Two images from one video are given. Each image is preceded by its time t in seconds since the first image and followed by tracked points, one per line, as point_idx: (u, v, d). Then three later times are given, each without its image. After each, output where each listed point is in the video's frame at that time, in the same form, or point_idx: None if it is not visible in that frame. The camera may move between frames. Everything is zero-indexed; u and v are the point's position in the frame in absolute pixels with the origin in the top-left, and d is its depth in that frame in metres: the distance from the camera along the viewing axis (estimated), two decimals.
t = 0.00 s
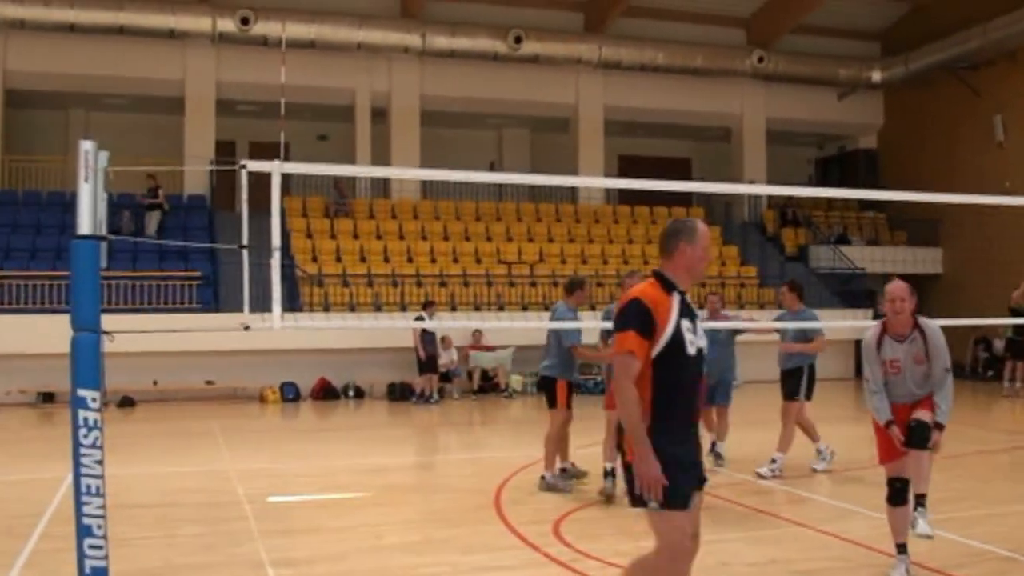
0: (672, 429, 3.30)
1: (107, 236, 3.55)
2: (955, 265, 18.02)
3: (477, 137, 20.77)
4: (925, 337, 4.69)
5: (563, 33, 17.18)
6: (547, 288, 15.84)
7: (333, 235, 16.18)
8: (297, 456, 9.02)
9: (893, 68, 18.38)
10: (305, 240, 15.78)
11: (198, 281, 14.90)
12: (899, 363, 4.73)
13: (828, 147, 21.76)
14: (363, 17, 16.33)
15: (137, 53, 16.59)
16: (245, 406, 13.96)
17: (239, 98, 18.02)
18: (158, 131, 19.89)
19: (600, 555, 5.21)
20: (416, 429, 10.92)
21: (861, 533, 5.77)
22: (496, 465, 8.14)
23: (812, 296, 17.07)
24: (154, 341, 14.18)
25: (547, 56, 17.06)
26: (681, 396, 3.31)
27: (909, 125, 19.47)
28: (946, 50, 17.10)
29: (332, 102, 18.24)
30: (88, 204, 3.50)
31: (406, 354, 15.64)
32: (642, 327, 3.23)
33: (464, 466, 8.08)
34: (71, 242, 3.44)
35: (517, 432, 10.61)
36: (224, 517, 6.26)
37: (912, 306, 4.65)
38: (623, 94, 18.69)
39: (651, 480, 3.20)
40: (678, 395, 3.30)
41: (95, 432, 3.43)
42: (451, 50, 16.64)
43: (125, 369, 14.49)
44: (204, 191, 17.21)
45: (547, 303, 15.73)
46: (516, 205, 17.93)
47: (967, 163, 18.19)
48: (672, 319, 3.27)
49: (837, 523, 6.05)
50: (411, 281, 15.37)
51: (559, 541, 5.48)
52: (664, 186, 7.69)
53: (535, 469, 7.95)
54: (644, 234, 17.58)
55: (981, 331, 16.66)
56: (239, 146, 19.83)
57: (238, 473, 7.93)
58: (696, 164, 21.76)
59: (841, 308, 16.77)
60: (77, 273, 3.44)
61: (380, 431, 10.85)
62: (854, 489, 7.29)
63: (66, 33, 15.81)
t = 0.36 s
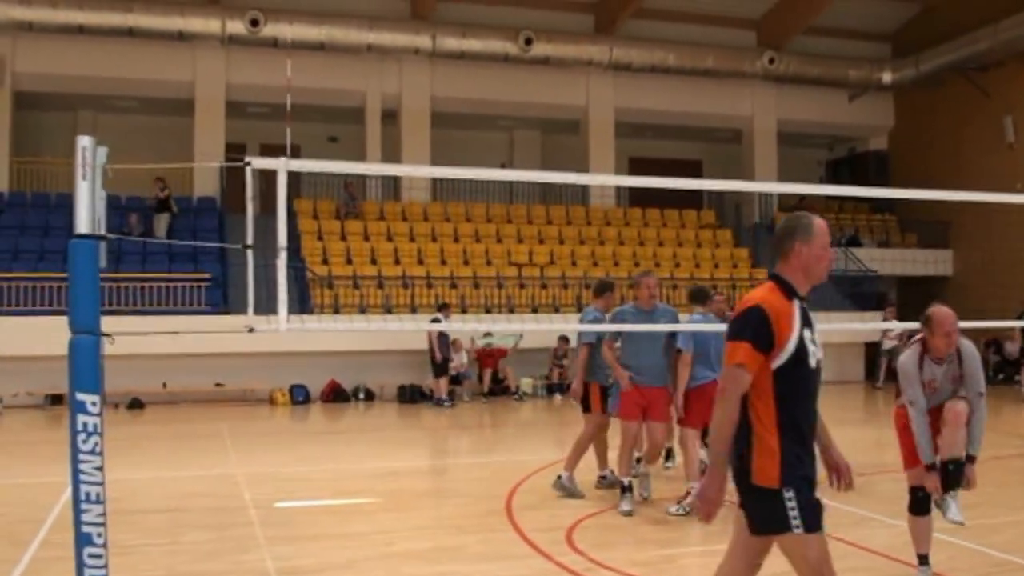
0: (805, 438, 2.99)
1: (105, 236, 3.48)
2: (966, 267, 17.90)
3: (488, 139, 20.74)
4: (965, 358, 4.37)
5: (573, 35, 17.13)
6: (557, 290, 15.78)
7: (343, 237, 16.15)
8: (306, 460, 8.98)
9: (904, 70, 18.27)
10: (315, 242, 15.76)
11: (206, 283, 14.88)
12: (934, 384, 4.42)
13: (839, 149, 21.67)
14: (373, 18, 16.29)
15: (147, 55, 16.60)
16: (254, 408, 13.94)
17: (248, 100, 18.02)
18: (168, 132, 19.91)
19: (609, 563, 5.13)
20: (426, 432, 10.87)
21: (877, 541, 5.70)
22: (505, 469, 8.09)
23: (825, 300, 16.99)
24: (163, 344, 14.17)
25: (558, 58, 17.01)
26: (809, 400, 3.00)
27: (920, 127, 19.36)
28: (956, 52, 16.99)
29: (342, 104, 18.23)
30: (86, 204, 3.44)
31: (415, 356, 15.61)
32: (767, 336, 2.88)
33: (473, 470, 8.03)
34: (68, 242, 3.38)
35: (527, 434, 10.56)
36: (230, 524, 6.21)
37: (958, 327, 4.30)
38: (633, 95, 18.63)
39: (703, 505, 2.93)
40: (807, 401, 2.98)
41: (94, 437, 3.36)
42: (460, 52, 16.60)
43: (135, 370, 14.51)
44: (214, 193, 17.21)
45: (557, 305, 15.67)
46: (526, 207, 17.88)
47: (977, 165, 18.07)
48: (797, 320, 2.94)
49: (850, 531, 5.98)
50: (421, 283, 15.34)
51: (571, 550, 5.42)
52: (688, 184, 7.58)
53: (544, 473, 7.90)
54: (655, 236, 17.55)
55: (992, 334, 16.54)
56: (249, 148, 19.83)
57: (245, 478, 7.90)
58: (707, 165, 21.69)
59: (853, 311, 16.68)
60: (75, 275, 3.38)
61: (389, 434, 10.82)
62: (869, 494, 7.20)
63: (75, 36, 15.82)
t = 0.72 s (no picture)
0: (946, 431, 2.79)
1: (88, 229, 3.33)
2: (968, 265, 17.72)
3: (486, 135, 20.55)
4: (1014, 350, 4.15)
5: (571, 29, 16.92)
6: (555, 288, 15.58)
7: (338, 234, 15.94)
8: (300, 461, 8.77)
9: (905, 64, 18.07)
10: (310, 240, 15.55)
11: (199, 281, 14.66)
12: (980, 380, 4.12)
13: (840, 145, 21.45)
14: (369, 13, 16.07)
15: (140, 50, 16.39)
16: (248, 408, 13.73)
17: (243, 96, 17.83)
18: (162, 129, 19.70)
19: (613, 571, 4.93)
20: (423, 432, 10.66)
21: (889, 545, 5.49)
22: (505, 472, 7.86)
23: (826, 298, 16.80)
24: (154, 342, 13.96)
25: (556, 53, 16.80)
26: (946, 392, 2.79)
27: (921, 122, 19.14)
28: (957, 46, 16.79)
29: (338, 100, 18.03)
30: (67, 198, 3.28)
31: (412, 355, 15.40)
32: (924, 324, 2.61)
33: (471, 472, 7.83)
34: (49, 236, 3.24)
35: (527, 435, 10.34)
36: (218, 529, 6.01)
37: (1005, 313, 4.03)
38: (631, 91, 18.43)
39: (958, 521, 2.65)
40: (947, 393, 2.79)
41: (76, 442, 3.22)
42: (457, 46, 16.38)
43: (127, 369, 14.31)
44: (208, 189, 16.99)
45: (555, 303, 15.44)
46: (524, 204, 17.67)
47: (979, 160, 17.88)
48: (940, 306, 2.70)
49: (862, 534, 5.76)
50: (417, 281, 15.13)
51: (571, 557, 5.21)
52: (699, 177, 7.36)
53: (543, 475, 7.70)
54: (654, 233, 17.34)
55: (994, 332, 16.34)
56: (244, 145, 19.62)
57: (237, 479, 7.70)
58: (706, 162, 21.49)
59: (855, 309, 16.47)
60: (55, 273, 3.24)
61: (386, 435, 10.61)
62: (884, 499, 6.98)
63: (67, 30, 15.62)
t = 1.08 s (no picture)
0: None
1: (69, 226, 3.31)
2: (964, 262, 17.54)
3: (477, 131, 20.33)
4: None
5: (564, 24, 16.70)
6: (548, 287, 15.36)
7: (327, 233, 15.70)
8: (288, 463, 8.55)
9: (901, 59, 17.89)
10: (299, 238, 15.30)
11: (186, 279, 14.43)
12: None
13: (834, 141, 21.26)
14: (359, 7, 15.82)
15: (126, 44, 16.13)
16: (235, 408, 13.50)
17: (230, 92, 17.57)
18: (149, 125, 19.44)
19: None
20: (414, 434, 10.44)
21: (903, 550, 5.28)
22: (501, 475, 7.64)
23: (822, 297, 16.60)
24: (140, 341, 13.72)
25: (548, 48, 16.57)
26: None
27: (920, 118, 18.95)
28: (956, 41, 16.61)
29: (327, 95, 17.78)
30: (47, 197, 3.25)
31: (403, 354, 15.18)
32: None
33: (465, 475, 7.60)
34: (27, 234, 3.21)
35: (522, 436, 10.12)
36: (203, 536, 5.79)
37: None
38: (624, 87, 18.22)
39: None
40: None
41: (55, 446, 3.20)
42: (448, 41, 16.15)
43: (113, 368, 14.06)
44: (195, 186, 16.74)
45: (548, 302, 15.20)
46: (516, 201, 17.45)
47: (977, 156, 17.71)
48: None
49: (873, 539, 5.55)
50: (407, 279, 14.90)
51: (571, 565, 4.99)
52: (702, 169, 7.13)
53: (539, 478, 7.48)
54: (647, 231, 17.15)
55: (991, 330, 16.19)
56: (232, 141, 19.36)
57: (224, 483, 7.47)
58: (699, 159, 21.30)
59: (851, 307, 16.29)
60: (36, 276, 3.22)
61: (377, 436, 10.38)
62: (893, 502, 6.76)
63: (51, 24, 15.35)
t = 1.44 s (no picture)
0: None
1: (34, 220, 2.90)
2: (955, 259, 17.42)
3: (462, 128, 20.12)
4: None
5: (550, 18, 16.50)
6: (535, 285, 15.16)
7: (310, 230, 15.48)
8: (270, 465, 8.33)
9: (892, 54, 17.73)
10: (282, 235, 15.07)
11: (167, 277, 14.17)
12: None
13: (823, 137, 21.12)
14: (343, 2, 15.59)
15: (105, 39, 15.89)
16: (218, 408, 13.27)
17: (213, 87, 17.33)
18: (129, 122, 19.17)
19: None
20: (400, 435, 10.23)
21: (910, 556, 5.10)
22: (490, 478, 7.43)
23: (811, 294, 16.43)
24: (121, 340, 13.47)
25: (533, 42, 16.38)
26: None
27: (910, 114, 18.81)
28: (947, 35, 16.46)
29: (310, 92, 17.55)
30: (14, 185, 2.84)
31: (389, 353, 14.97)
32: None
33: (453, 478, 7.39)
34: None
35: (510, 437, 9.92)
36: (180, 542, 5.57)
37: None
38: (611, 82, 18.04)
39: None
40: None
41: (20, 453, 2.85)
42: (432, 36, 15.94)
43: (92, 368, 13.82)
44: (177, 183, 16.50)
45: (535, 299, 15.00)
46: (502, 198, 17.25)
47: (968, 151, 17.58)
48: None
49: (876, 544, 5.37)
50: (392, 277, 14.69)
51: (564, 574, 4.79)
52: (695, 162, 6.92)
53: (528, 481, 7.29)
54: (634, 228, 16.99)
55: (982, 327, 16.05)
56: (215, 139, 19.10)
57: (203, 487, 7.25)
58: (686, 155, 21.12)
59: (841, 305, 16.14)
60: None
61: (363, 437, 10.17)
62: (893, 506, 6.60)
63: (30, 19, 15.08)
